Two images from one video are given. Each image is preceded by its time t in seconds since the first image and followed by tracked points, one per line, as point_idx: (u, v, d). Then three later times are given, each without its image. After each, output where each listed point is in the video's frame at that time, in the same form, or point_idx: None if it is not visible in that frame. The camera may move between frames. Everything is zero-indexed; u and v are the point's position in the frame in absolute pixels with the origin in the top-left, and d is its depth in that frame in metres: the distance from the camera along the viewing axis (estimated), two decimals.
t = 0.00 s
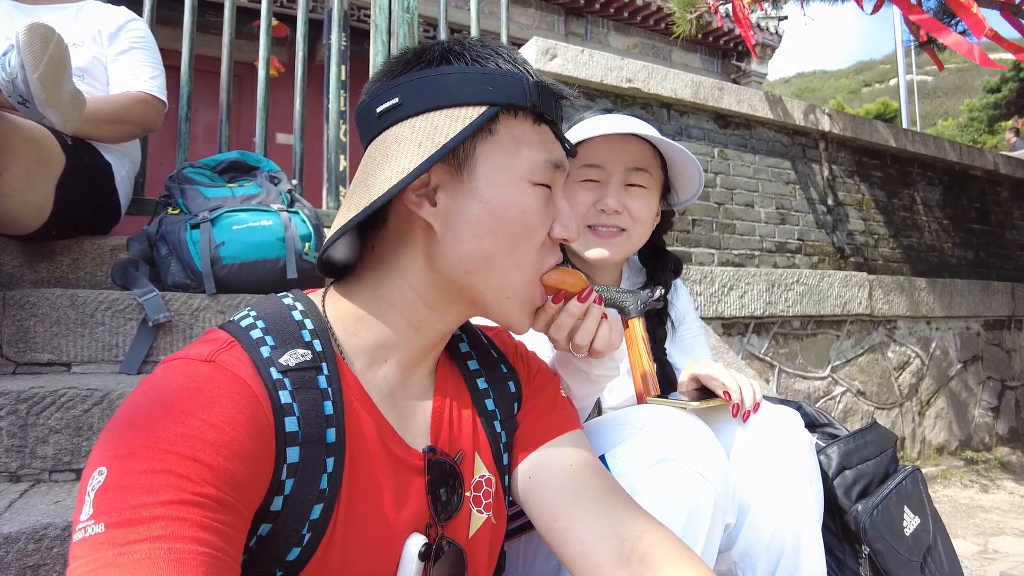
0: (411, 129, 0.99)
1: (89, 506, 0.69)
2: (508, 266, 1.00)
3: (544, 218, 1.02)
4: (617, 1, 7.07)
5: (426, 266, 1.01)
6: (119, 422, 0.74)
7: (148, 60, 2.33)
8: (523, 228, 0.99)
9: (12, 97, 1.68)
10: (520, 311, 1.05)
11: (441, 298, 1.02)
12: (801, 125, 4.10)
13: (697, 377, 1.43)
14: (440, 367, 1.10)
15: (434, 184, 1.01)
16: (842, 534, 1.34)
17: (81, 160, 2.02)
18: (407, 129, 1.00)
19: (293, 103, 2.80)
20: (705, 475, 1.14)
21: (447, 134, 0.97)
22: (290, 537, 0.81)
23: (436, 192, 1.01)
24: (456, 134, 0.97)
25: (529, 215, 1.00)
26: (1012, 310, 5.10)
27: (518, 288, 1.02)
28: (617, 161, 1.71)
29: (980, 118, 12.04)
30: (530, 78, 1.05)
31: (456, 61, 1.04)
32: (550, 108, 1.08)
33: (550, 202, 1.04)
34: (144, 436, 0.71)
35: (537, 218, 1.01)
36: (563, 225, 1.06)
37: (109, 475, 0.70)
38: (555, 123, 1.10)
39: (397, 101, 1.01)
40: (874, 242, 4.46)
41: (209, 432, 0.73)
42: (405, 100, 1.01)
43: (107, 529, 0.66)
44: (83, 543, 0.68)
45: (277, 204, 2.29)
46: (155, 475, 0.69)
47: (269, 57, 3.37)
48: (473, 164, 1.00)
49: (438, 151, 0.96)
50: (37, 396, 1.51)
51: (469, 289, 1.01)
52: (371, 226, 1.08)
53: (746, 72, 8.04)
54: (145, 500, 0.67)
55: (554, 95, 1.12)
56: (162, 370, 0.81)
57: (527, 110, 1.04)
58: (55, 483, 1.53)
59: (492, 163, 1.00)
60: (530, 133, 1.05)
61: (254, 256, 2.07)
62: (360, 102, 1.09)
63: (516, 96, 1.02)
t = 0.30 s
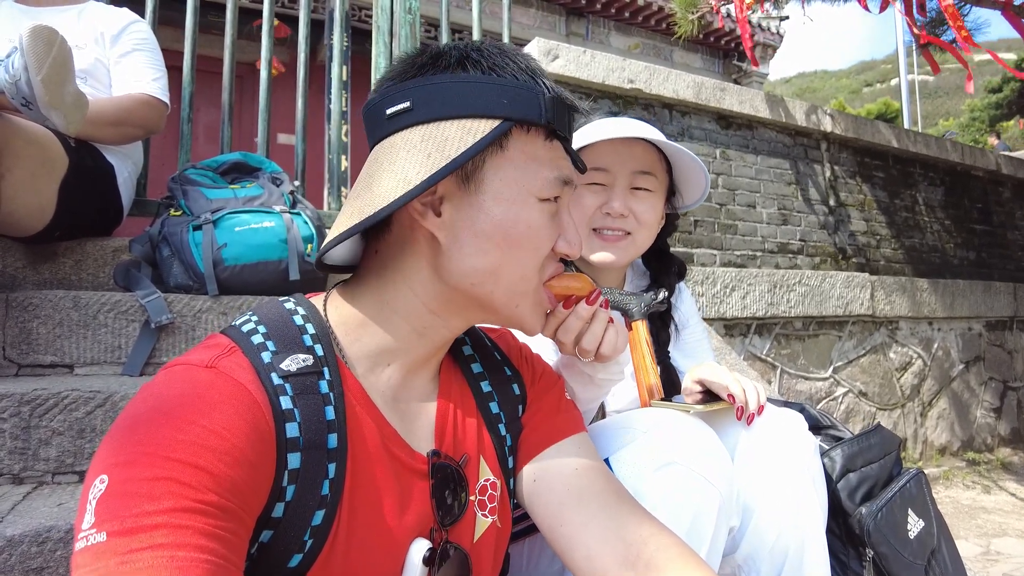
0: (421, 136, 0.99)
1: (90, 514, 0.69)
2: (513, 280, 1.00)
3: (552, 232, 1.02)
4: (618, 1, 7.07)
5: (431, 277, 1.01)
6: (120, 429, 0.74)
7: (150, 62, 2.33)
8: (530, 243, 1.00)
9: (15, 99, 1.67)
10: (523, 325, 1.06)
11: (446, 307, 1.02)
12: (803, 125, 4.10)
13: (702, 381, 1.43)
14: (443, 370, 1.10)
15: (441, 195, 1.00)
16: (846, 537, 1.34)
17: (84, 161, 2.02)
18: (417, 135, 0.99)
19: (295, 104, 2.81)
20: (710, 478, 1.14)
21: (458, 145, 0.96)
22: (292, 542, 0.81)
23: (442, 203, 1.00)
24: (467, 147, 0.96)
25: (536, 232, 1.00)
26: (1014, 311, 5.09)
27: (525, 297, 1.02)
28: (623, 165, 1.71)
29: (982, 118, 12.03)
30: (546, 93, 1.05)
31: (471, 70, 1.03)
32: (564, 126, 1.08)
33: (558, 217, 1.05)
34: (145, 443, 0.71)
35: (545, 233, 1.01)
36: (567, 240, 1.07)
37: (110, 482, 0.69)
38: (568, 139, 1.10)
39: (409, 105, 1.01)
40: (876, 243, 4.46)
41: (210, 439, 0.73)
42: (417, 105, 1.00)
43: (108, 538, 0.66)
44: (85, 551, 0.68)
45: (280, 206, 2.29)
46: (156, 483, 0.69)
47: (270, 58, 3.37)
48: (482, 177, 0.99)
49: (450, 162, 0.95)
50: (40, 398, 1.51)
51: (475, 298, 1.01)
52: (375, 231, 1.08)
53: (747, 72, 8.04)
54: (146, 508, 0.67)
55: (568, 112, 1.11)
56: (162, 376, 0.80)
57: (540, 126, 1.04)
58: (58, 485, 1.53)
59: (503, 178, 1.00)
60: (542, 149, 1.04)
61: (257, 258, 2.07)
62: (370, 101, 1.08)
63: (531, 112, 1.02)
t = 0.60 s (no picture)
0: (384, 125, 1.00)
1: (87, 516, 0.69)
2: (488, 261, 0.99)
3: (525, 212, 1.02)
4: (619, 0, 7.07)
5: (406, 264, 1.01)
6: (116, 431, 0.74)
7: (151, 62, 2.33)
8: (504, 223, 0.99)
9: (15, 99, 1.67)
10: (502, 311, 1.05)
11: (428, 298, 1.01)
12: (803, 125, 4.09)
13: (701, 381, 1.43)
14: (442, 370, 1.11)
15: (412, 180, 1.01)
16: (845, 536, 1.34)
17: (84, 162, 2.03)
18: (380, 125, 1.00)
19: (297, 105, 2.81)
20: (708, 476, 1.14)
21: (421, 129, 0.97)
22: (291, 542, 0.82)
23: (413, 188, 1.01)
24: (429, 129, 0.96)
25: (509, 211, 0.99)
26: (1015, 311, 5.08)
27: (506, 282, 1.01)
28: (621, 165, 1.72)
29: (983, 118, 11.99)
30: (508, 71, 1.04)
31: (430, 55, 1.04)
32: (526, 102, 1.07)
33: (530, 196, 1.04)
34: (141, 444, 0.71)
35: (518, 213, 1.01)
36: (544, 218, 1.05)
37: (106, 484, 0.70)
38: (531, 116, 1.09)
39: (372, 96, 1.02)
40: (877, 242, 4.45)
41: (205, 439, 0.73)
42: (380, 94, 1.01)
43: (105, 539, 0.66)
44: (84, 553, 0.68)
45: (280, 206, 2.30)
46: (153, 483, 0.69)
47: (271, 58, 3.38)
48: (449, 159, 1.00)
49: (414, 145, 0.96)
50: (41, 397, 1.52)
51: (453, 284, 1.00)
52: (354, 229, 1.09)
53: (748, 72, 8.04)
54: (143, 508, 0.67)
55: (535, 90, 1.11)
56: (158, 377, 0.80)
57: (503, 104, 1.03)
58: (59, 484, 1.53)
59: (470, 159, 1.00)
60: (505, 126, 1.04)
61: (257, 258, 2.08)
62: (337, 98, 1.10)
63: (492, 91, 1.01)
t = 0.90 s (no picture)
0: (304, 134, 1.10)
1: (94, 527, 0.69)
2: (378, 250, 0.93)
3: (417, 193, 0.93)
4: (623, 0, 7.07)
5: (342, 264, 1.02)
6: (121, 441, 0.75)
7: (158, 64, 2.35)
8: (381, 206, 0.93)
9: (25, 102, 1.68)
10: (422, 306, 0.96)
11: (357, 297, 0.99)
12: (808, 125, 4.09)
13: (708, 382, 1.44)
14: (445, 373, 1.10)
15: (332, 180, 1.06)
16: (853, 537, 1.34)
17: (93, 164, 2.04)
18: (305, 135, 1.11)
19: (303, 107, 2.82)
20: (716, 475, 1.14)
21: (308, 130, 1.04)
22: (297, 549, 0.82)
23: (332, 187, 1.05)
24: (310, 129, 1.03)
25: (387, 191, 0.93)
26: (1022, 311, 5.06)
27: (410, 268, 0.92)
28: (617, 161, 1.73)
29: (988, 118, 11.95)
30: (382, 49, 1.00)
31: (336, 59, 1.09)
32: (409, 70, 0.99)
33: (424, 174, 0.94)
34: (145, 454, 0.72)
35: (400, 193, 0.92)
36: (447, 194, 0.93)
37: (112, 494, 0.70)
38: (427, 83, 0.99)
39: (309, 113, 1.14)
40: (882, 243, 4.45)
41: (209, 448, 0.74)
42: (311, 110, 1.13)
43: (113, 549, 0.67)
44: (92, 563, 0.68)
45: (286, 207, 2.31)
46: (159, 492, 0.70)
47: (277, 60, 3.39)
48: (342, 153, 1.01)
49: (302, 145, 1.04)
50: (52, 397, 1.53)
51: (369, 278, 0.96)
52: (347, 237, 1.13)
53: (752, 72, 8.04)
54: (151, 517, 0.68)
55: (434, 57, 1.01)
56: (161, 387, 0.81)
57: (370, 82, 1.00)
58: (70, 484, 1.55)
59: (352, 147, 0.98)
60: (385, 104, 0.98)
61: (264, 258, 2.09)
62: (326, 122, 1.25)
63: (357, 73, 1.00)
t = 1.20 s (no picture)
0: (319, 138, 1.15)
1: (111, 521, 0.70)
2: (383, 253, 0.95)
3: (421, 194, 0.94)
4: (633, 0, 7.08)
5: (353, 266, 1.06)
6: (138, 438, 0.75)
7: (173, 67, 2.39)
8: (386, 206, 0.95)
9: (45, 105, 1.72)
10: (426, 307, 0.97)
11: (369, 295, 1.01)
12: (817, 124, 4.08)
13: (715, 377, 1.47)
14: (466, 379, 1.13)
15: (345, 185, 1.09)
16: (859, 531, 1.36)
17: (111, 165, 2.09)
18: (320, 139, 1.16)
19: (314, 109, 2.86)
20: (722, 464, 1.16)
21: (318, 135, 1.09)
22: (307, 551, 0.83)
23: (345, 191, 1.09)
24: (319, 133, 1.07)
25: (390, 192, 0.95)
26: None
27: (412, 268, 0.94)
28: (622, 151, 1.76)
29: (1003, 116, 11.81)
30: (386, 49, 1.04)
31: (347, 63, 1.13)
32: (413, 69, 1.01)
33: (427, 175, 0.96)
34: (161, 450, 0.73)
35: (403, 194, 0.94)
36: (451, 195, 0.94)
37: (129, 490, 0.70)
38: (430, 81, 1.01)
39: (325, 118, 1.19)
40: (892, 242, 4.43)
41: (223, 447, 0.74)
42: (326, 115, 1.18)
43: (131, 543, 0.67)
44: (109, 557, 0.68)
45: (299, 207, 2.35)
46: (176, 488, 0.70)
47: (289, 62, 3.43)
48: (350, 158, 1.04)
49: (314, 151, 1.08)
50: (73, 392, 1.57)
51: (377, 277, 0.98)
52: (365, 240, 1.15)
53: (762, 71, 8.03)
54: (167, 513, 0.68)
55: (435, 54, 1.03)
56: (178, 387, 0.82)
57: (376, 82, 1.03)
58: (90, 477, 1.59)
59: (359, 149, 1.01)
60: (382, 111, 1.01)
61: (278, 257, 2.13)
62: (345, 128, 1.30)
63: (362, 74, 1.03)
